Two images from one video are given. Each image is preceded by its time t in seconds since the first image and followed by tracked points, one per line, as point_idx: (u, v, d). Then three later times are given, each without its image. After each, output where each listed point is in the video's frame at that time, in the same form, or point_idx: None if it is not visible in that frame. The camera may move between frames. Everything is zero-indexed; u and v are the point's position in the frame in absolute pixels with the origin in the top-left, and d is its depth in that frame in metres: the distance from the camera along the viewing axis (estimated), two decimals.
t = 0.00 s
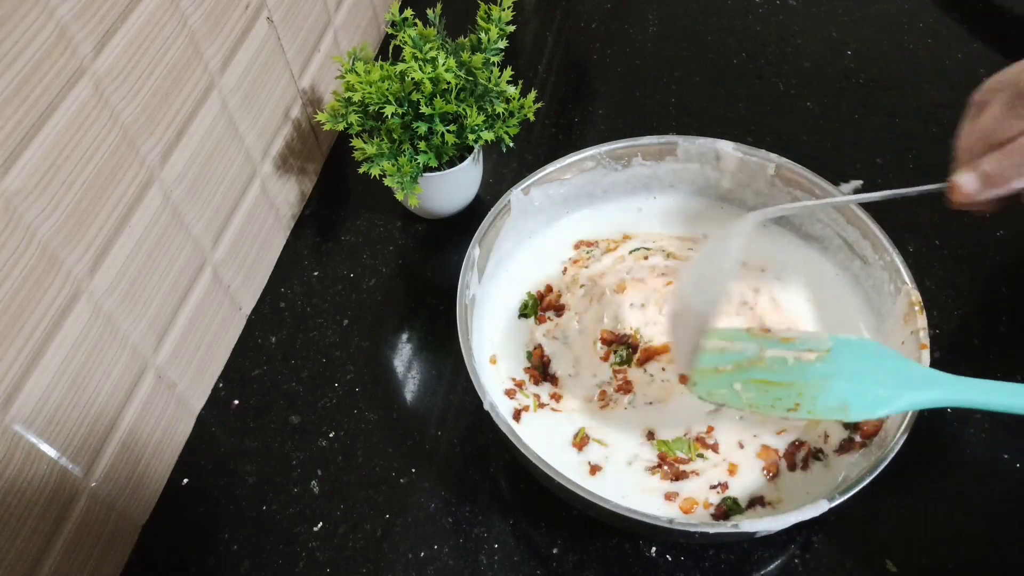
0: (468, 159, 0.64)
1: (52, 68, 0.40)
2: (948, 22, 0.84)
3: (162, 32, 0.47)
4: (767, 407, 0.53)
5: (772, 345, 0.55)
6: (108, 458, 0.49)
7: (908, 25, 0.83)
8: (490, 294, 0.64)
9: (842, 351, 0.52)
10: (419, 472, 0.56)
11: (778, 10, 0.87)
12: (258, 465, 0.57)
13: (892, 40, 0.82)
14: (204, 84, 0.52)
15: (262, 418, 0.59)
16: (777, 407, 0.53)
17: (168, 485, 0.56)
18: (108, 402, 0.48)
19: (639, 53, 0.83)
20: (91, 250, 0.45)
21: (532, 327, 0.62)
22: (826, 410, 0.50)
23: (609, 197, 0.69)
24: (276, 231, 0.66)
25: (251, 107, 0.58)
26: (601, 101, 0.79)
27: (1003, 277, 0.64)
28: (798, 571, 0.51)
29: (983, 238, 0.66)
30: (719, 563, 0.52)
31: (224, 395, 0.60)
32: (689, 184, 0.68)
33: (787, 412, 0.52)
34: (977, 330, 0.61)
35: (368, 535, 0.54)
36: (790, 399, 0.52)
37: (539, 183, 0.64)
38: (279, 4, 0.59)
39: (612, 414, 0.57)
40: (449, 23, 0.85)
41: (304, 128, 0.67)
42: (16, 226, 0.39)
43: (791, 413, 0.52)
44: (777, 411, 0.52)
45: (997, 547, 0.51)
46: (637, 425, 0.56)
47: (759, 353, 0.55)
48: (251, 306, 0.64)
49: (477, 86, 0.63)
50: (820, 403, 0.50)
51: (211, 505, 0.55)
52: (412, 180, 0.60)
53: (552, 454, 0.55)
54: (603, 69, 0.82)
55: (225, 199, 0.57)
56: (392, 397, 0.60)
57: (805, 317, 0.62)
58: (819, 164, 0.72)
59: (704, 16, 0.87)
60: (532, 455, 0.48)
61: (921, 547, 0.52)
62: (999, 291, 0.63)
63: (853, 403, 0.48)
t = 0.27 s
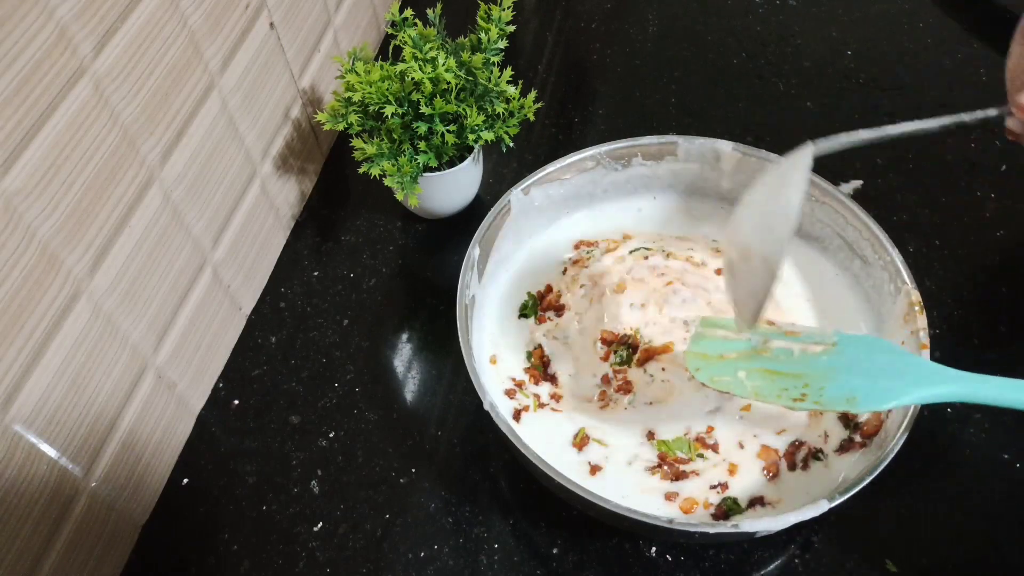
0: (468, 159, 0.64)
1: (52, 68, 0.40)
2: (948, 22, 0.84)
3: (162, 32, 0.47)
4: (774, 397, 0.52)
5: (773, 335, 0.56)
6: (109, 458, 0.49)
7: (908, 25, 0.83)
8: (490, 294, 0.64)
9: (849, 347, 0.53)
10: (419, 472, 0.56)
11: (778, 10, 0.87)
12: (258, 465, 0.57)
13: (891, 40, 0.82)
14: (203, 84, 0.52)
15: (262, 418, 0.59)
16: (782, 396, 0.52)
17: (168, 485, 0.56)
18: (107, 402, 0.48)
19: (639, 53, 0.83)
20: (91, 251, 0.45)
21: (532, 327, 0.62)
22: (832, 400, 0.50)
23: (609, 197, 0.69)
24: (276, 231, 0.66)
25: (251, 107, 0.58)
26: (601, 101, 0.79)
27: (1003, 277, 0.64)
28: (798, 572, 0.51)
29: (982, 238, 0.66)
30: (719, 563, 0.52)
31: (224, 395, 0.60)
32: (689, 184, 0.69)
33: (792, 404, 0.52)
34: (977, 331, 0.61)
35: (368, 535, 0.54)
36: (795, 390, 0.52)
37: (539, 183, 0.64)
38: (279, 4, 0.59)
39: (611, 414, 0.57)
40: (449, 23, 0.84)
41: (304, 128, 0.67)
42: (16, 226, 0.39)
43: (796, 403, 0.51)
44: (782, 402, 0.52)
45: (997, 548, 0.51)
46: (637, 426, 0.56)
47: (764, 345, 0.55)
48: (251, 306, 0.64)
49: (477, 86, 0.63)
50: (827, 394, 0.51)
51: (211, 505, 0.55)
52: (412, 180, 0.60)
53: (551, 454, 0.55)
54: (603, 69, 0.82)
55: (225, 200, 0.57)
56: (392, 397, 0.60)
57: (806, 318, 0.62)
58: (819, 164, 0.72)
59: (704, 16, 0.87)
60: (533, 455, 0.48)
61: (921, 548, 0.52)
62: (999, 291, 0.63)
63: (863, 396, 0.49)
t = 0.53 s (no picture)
0: (468, 159, 0.64)
1: (52, 68, 0.40)
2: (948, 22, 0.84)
3: (162, 32, 0.47)
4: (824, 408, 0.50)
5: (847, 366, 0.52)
6: (108, 458, 0.49)
7: (907, 25, 0.83)
8: (489, 294, 0.64)
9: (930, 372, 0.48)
10: (418, 472, 0.56)
11: (778, 10, 0.87)
12: (257, 465, 0.57)
13: (891, 40, 0.82)
14: (204, 84, 0.52)
15: (261, 418, 0.59)
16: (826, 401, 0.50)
17: (168, 485, 0.56)
18: (108, 402, 0.48)
19: (639, 53, 0.83)
20: (92, 250, 0.45)
21: (532, 327, 0.62)
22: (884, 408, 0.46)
23: (610, 196, 0.69)
24: (276, 231, 0.66)
25: (251, 107, 0.58)
26: (601, 101, 0.79)
27: (1004, 277, 0.64)
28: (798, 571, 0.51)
29: (982, 238, 0.66)
30: (720, 563, 0.52)
31: (224, 395, 0.60)
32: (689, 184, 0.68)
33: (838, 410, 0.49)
34: (977, 330, 0.61)
35: (368, 535, 0.54)
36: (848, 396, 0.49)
37: (539, 183, 0.64)
38: (279, 4, 0.59)
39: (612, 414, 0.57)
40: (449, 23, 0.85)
41: (305, 128, 0.67)
42: (16, 226, 0.39)
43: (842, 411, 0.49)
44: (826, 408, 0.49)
45: (998, 547, 0.51)
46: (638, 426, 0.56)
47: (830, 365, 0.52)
48: (251, 306, 0.64)
49: (477, 86, 0.63)
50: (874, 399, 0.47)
51: (211, 505, 0.55)
52: (412, 180, 0.60)
53: (552, 453, 0.55)
54: (603, 69, 0.82)
55: (225, 200, 0.57)
56: (391, 397, 0.60)
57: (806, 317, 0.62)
58: (819, 164, 0.72)
59: (704, 16, 0.87)
60: (532, 455, 0.48)
61: (921, 547, 0.52)
62: (1000, 291, 0.63)
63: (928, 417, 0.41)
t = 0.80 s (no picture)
0: (468, 159, 0.64)
1: (52, 67, 0.40)
2: (948, 22, 0.84)
3: (162, 32, 0.47)
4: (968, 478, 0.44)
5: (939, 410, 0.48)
6: (108, 459, 0.49)
7: (907, 25, 0.83)
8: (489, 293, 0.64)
9: None
10: (418, 472, 0.56)
11: (778, 10, 0.87)
12: (257, 465, 0.57)
13: (891, 40, 0.82)
14: (204, 84, 0.52)
15: (261, 418, 0.59)
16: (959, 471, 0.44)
17: (168, 485, 0.56)
18: (108, 402, 0.48)
19: (639, 53, 0.83)
20: (92, 250, 0.45)
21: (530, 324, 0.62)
22: None
23: (610, 196, 0.69)
24: (276, 231, 0.66)
25: (251, 107, 0.58)
26: (601, 101, 0.79)
27: (1004, 277, 0.64)
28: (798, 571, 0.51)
29: (982, 238, 0.66)
30: (719, 563, 0.52)
31: (224, 395, 0.60)
32: (689, 184, 0.68)
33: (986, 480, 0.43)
34: (977, 330, 0.61)
35: (368, 535, 0.54)
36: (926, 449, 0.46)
37: (539, 183, 0.64)
38: (279, 4, 0.59)
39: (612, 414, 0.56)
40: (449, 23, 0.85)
41: (305, 127, 0.67)
42: (16, 226, 0.39)
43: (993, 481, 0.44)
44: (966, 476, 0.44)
45: (998, 547, 0.51)
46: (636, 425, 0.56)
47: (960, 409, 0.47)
48: (251, 306, 0.64)
49: (477, 86, 0.63)
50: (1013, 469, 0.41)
51: (211, 505, 0.55)
52: (412, 180, 0.60)
53: (551, 453, 0.55)
54: (603, 69, 0.82)
55: (225, 200, 0.57)
56: (392, 397, 0.60)
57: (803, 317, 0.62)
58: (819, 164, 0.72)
59: (704, 16, 0.87)
60: (532, 456, 0.48)
61: (921, 547, 0.52)
62: (999, 291, 0.63)
63: None
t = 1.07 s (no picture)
0: (468, 159, 0.64)
1: (52, 67, 0.40)
2: (949, 21, 0.84)
3: (162, 32, 0.47)
4: None
5: None
6: (108, 459, 0.49)
7: (908, 25, 0.83)
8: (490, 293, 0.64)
9: None
10: (419, 472, 0.56)
11: (778, 9, 0.87)
12: (257, 465, 0.57)
13: (892, 40, 0.82)
14: (204, 84, 0.52)
15: (261, 418, 0.59)
16: None
17: (168, 485, 0.56)
18: (108, 402, 0.48)
19: (640, 53, 0.83)
20: (91, 250, 0.45)
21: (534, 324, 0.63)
22: None
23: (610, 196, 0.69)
24: (275, 231, 0.66)
25: (251, 107, 0.58)
26: (601, 101, 0.79)
27: (1004, 278, 0.64)
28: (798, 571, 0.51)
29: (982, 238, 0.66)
30: (719, 563, 0.52)
31: (224, 395, 0.60)
32: (689, 184, 0.68)
33: None
34: (977, 330, 0.61)
35: (368, 535, 0.54)
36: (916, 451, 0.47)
37: (539, 183, 0.64)
38: (279, 3, 0.59)
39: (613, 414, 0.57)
40: (449, 23, 0.84)
41: (304, 127, 0.67)
42: (16, 226, 0.39)
43: None
44: None
45: (998, 547, 0.52)
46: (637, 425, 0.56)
47: None
48: (250, 306, 0.64)
49: (477, 86, 0.62)
50: None
51: (211, 505, 0.55)
52: (412, 180, 0.60)
53: (551, 453, 0.55)
54: (603, 69, 0.82)
55: (225, 199, 0.57)
56: (392, 397, 0.60)
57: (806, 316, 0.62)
58: (819, 164, 0.72)
59: (704, 15, 0.87)
60: (532, 456, 0.48)
61: (921, 548, 0.52)
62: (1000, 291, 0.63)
63: None
